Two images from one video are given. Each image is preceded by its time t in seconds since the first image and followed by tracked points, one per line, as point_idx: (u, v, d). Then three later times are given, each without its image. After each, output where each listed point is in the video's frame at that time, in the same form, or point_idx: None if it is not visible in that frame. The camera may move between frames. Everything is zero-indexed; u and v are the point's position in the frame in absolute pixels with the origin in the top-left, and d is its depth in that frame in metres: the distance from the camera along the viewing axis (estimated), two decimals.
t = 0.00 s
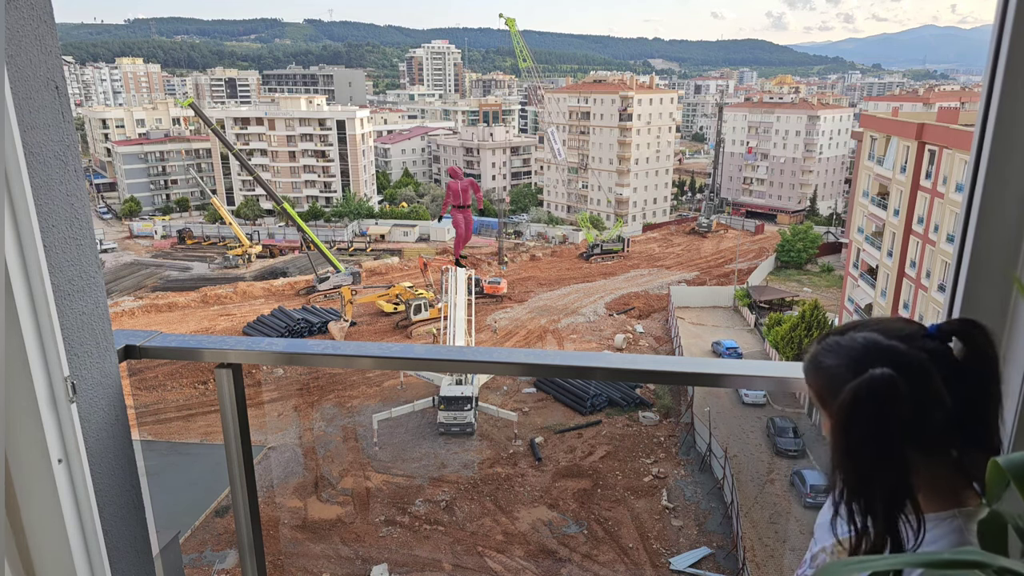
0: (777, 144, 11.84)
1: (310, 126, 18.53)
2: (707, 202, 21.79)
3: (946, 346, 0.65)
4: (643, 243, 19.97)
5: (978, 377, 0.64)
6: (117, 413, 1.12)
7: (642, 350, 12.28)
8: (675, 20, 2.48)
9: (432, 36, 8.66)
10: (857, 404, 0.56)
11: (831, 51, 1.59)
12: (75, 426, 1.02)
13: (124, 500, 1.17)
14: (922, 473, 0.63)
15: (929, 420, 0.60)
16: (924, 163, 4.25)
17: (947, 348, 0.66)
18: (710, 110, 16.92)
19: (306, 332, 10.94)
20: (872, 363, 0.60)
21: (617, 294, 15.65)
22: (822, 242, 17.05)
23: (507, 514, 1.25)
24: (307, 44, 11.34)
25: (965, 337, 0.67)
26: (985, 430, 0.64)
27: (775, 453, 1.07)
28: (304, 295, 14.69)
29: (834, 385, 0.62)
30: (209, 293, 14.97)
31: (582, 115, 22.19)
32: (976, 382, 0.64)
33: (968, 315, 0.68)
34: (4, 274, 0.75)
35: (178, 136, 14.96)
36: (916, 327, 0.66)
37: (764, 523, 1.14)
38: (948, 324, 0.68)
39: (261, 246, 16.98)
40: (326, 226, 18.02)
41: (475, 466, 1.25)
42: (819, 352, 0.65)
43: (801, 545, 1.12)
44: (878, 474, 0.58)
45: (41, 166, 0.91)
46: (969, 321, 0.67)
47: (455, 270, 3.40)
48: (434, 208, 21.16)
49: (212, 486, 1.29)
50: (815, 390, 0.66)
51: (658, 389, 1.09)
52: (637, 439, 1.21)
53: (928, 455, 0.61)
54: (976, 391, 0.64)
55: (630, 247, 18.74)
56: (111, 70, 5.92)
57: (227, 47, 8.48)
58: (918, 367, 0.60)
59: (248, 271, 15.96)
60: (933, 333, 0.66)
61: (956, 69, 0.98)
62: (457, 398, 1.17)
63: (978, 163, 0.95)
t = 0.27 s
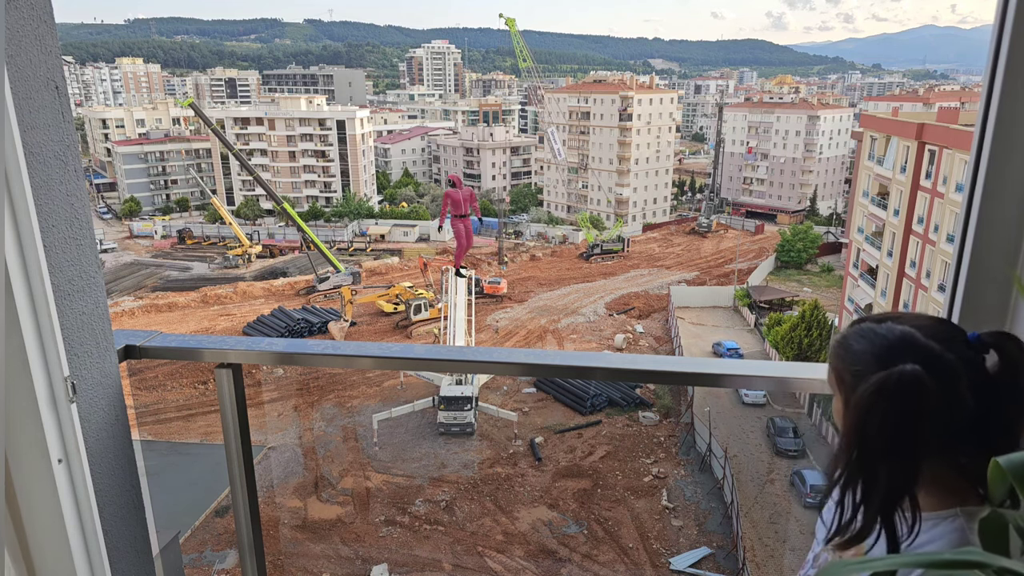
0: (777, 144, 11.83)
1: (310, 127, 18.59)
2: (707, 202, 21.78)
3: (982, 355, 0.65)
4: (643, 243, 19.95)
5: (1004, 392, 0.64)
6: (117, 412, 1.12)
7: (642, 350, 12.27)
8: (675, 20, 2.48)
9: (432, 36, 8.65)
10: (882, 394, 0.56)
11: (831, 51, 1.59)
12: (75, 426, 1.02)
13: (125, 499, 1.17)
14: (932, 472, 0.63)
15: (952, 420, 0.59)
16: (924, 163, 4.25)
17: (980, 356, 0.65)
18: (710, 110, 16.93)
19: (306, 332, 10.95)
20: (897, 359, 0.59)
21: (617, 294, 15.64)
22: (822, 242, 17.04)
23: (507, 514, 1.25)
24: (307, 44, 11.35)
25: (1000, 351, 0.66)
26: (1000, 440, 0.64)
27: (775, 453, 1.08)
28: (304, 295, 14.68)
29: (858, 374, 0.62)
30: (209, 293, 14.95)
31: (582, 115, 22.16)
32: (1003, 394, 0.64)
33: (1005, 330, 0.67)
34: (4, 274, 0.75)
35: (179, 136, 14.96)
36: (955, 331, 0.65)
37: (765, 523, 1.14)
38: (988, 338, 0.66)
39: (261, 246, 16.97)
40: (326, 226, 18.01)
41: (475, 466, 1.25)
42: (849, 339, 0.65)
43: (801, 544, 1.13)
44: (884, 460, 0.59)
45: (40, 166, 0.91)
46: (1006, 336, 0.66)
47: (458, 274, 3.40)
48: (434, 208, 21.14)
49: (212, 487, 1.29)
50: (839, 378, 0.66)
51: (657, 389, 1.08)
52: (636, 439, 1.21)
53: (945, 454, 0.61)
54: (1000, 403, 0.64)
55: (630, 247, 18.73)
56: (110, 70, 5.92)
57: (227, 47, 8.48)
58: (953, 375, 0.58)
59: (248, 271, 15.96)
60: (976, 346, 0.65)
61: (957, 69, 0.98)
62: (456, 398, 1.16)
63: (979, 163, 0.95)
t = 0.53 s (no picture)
0: (778, 144, 11.84)
1: (310, 127, 18.60)
2: (707, 203, 21.77)
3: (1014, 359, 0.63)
4: (643, 243, 19.94)
5: None
6: (117, 413, 1.12)
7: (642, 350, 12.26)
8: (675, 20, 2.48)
9: (432, 36, 8.66)
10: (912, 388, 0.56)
11: (831, 51, 1.59)
12: (75, 426, 1.02)
13: (124, 499, 1.17)
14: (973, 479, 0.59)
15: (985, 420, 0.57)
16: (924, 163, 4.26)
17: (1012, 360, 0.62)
18: (710, 110, 16.95)
19: (306, 332, 10.96)
20: (929, 357, 0.57)
21: (617, 294, 15.63)
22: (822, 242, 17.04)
23: (507, 514, 1.25)
24: (307, 44, 11.39)
25: None
26: None
27: (776, 453, 1.08)
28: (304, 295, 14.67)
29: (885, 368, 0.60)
30: (209, 293, 14.94)
31: (582, 115, 22.14)
32: None
33: None
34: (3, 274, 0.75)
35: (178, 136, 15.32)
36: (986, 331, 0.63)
37: (764, 523, 1.15)
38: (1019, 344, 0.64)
39: (261, 246, 16.97)
40: (326, 226, 18.00)
41: (475, 466, 1.25)
42: (874, 333, 0.63)
43: (801, 544, 1.13)
44: (921, 462, 0.58)
45: (40, 166, 0.91)
46: None
47: (458, 274, 3.39)
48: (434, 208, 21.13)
49: (211, 486, 1.29)
50: (860, 374, 0.64)
51: (657, 389, 1.08)
52: (636, 439, 1.21)
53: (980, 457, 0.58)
54: None
55: (630, 247, 18.73)
56: (110, 69, 5.92)
57: (227, 47, 8.49)
58: (990, 377, 0.57)
59: (248, 271, 15.95)
60: (1007, 350, 0.63)
61: (956, 68, 0.97)
62: (456, 398, 1.16)
63: (978, 164, 0.95)
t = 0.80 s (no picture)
0: (777, 144, 11.86)
1: (310, 127, 18.61)
2: (707, 203, 21.77)
3: None
4: (643, 243, 19.94)
5: None
6: (117, 413, 1.12)
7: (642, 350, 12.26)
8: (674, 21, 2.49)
9: (432, 36, 8.67)
10: (943, 396, 0.51)
11: (830, 51, 1.59)
12: (75, 426, 1.02)
13: (124, 500, 1.17)
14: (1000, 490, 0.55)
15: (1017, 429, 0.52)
16: (924, 163, 4.28)
17: None
18: (710, 110, 16.97)
19: (306, 332, 10.98)
20: (959, 359, 0.53)
21: (617, 294, 15.64)
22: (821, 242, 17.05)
23: (507, 514, 1.25)
24: (307, 44, 11.46)
25: None
26: None
27: (776, 453, 1.08)
28: (304, 295, 14.66)
29: (907, 373, 0.55)
30: (209, 293, 14.93)
31: (582, 115, 22.11)
32: None
33: None
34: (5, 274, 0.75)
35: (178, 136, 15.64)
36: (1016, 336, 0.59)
37: (764, 523, 1.15)
38: None
39: (261, 246, 16.97)
40: (326, 226, 18.00)
41: (475, 466, 1.25)
42: (899, 332, 0.58)
43: (800, 545, 1.13)
44: (947, 471, 0.53)
45: (40, 166, 0.91)
46: None
47: (459, 274, 3.39)
48: (434, 208, 21.12)
49: (211, 487, 1.28)
50: (879, 373, 0.59)
51: (658, 389, 1.08)
52: (636, 439, 1.21)
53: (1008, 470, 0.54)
54: None
55: (630, 247, 18.74)
56: (111, 70, 5.95)
57: (227, 47, 8.51)
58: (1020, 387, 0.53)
59: (248, 271, 15.96)
60: None
61: (956, 69, 0.97)
62: (457, 398, 1.16)
63: (978, 164, 0.95)
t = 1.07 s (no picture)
0: (777, 143, 11.87)
1: (310, 127, 18.64)
2: (707, 203, 21.76)
3: None
4: (643, 243, 19.94)
5: None
6: (117, 412, 1.12)
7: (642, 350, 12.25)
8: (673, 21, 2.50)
9: (432, 36, 8.68)
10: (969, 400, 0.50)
11: (831, 51, 1.59)
12: (75, 426, 1.02)
13: (124, 500, 1.17)
14: None
15: None
16: (924, 163, 4.28)
17: None
18: (710, 110, 16.98)
19: (306, 332, 10.99)
20: (984, 364, 0.52)
21: (617, 294, 15.63)
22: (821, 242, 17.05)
23: (507, 515, 1.25)
24: (307, 44, 11.49)
25: None
26: None
27: (776, 453, 1.08)
28: (304, 295, 14.65)
29: (928, 374, 0.55)
30: (209, 293, 14.92)
31: (582, 115, 22.03)
32: None
33: None
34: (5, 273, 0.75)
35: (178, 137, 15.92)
36: None
37: (764, 523, 1.15)
38: None
39: (261, 246, 16.97)
40: (326, 226, 18.00)
41: (475, 466, 1.25)
42: (920, 332, 0.58)
43: (799, 544, 1.14)
44: (974, 476, 0.53)
45: (40, 166, 0.91)
46: None
47: (459, 275, 3.38)
48: (434, 208, 21.11)
49: (211, 487, 1.29)
50: (896, 369, 0.59)
51: (658, 389, 1.08)
52: (636, 439, 1.21)
53: None
54: None
55: (630, 247, 18.74)
56: (111, 70, 5.95)
57: (227, 47, 8.51)
58: None
59: (248, 271, 15.95)
60: None
61: (956, 69, 0.97)
62: (457, 398, 1.15)
63: (978, 163, 0.95)
